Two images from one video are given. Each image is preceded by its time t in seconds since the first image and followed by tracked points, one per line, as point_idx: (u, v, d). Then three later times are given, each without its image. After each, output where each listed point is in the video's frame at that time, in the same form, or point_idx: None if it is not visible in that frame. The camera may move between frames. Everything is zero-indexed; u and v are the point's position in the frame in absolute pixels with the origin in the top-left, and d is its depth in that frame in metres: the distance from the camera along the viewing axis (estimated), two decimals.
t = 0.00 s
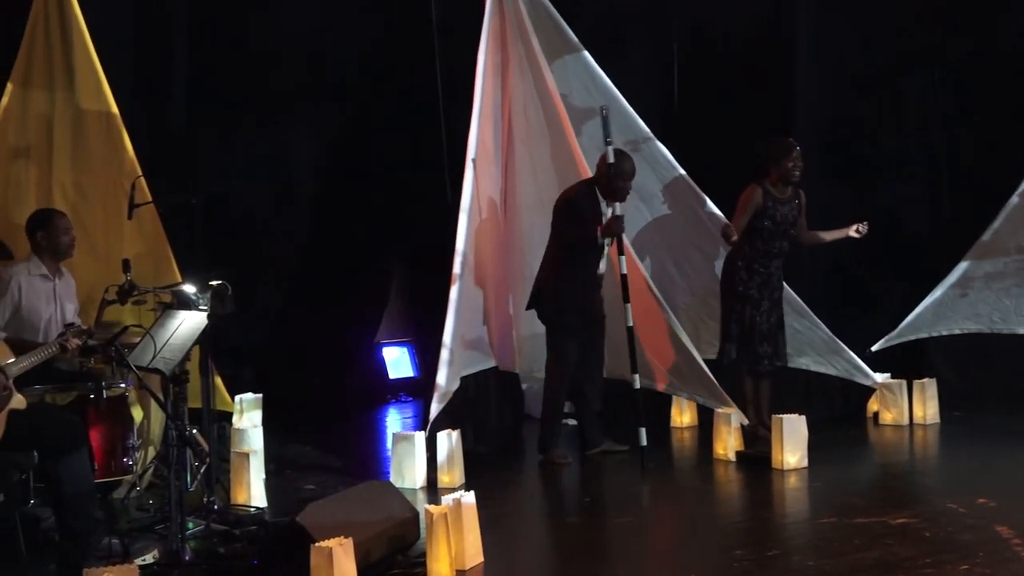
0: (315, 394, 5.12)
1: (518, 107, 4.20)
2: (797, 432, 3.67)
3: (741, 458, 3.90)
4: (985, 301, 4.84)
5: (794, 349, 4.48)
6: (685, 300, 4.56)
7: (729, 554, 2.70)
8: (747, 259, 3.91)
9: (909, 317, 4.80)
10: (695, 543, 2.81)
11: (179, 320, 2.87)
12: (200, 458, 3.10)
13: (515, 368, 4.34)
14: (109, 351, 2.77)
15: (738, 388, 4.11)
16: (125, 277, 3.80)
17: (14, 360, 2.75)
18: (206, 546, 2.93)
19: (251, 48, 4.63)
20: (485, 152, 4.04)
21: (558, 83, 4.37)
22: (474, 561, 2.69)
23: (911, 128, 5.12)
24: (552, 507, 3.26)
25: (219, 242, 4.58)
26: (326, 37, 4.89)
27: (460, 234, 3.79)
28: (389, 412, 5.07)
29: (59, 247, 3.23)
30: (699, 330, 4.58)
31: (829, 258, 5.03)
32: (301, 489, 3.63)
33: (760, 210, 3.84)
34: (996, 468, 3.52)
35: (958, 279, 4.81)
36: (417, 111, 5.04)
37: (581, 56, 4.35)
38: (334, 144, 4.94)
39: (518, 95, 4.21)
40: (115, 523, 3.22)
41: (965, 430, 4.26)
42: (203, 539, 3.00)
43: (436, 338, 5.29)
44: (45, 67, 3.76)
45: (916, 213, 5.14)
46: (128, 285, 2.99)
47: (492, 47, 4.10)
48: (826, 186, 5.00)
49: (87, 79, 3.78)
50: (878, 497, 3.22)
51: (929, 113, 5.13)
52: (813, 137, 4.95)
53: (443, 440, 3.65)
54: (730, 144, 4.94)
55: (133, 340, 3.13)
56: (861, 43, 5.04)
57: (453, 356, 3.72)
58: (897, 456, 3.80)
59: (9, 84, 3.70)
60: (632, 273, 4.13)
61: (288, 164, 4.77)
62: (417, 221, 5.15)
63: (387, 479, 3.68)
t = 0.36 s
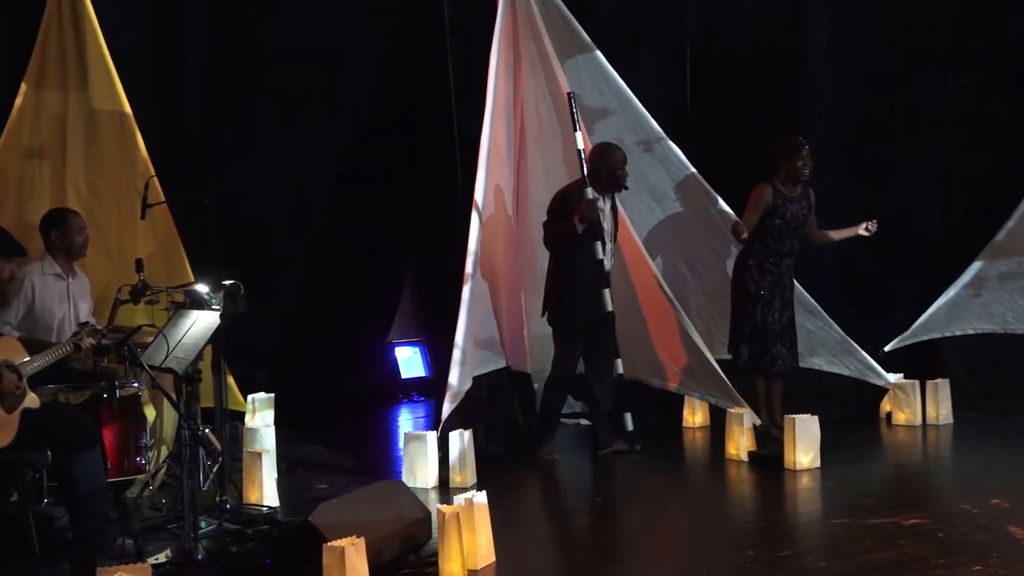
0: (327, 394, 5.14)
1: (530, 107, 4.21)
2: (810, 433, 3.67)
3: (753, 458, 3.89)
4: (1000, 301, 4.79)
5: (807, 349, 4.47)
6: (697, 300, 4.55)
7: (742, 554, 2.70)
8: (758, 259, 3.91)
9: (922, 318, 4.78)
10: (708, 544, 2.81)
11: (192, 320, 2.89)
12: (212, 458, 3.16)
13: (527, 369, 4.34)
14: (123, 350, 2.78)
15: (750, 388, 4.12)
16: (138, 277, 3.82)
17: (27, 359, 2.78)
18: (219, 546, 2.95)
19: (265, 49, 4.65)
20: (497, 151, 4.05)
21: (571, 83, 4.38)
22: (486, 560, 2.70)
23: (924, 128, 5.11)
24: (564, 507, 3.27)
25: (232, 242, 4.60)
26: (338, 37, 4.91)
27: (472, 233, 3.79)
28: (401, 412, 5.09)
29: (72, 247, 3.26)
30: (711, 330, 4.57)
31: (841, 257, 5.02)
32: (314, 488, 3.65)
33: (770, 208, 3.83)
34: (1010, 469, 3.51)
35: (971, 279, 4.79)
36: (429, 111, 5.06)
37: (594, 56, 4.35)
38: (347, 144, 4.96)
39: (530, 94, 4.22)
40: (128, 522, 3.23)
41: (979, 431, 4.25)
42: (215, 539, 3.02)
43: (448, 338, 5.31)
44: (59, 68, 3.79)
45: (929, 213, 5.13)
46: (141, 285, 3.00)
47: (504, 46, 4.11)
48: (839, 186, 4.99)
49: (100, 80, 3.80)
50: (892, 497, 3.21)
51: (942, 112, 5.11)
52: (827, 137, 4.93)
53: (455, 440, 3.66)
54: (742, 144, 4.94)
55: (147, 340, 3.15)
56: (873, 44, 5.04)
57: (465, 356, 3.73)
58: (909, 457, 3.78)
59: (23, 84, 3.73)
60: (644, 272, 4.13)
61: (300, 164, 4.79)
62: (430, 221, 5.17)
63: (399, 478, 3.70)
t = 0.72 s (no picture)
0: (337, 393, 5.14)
1: (538, 107, 4.22)
2: (818, 433, 3.66)
3: (761, 458, 3.88)
4: (1009, 301, 4.81)
5: (815, 349, 4.46)
6: (706, 300, 4.55)
7: (749, 554, 2.70)
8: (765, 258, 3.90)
9: (931, 318, 4.77)
10: (716, 544, 2.81)
11: (201, 320, 2.90)
12: (221, 458, 3.15)
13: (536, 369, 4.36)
14: (131, 350, 2.79)
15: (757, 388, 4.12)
16: (147, 276, 3.84)
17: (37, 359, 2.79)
18: (227, 546, 2.96)
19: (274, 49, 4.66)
20: (506, 151, 4.06)
21: (579, 82, 4.38)
22: (493, 560, 2.70)
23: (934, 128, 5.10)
24: (571, 507, 3.27)
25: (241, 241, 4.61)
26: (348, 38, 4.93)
27: (480, 233, 3.81)
28: (409, 412, 5.10)
29: (81, 247, 3.25)
30: (719, 330, 4.57)
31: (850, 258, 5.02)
32: (322, 488, 3.66)
33: (779, 205, 3.83)
34: (1020, 470, 3.50)
35: (981, 279, 4.78)
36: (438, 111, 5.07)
37: (602, 56, 4.34)
38: (356, 144, 4.96)
39: (538, 94, 4.23)
40: (137, 521, 3.24)
41: (988, 431, 4.23)
42: (224, 538, 3.02)
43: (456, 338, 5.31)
44: (68, 68, 3.81)
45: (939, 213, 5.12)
46: (149, 285, 3.01)
47: (513, 46, 4.12)
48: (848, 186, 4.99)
49: (109, 80, 3.82)
50: (901, 498, 3.21)
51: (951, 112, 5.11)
52: (835, 137, 4.93)
53: (464, 440, 3.66)
54: (750, 143, 4.94)
55: (156, 340, 3.17)
56: (882, 44, 5.04)
57: (473, 356, 3.74)
58: (918, 457, 3.77)
59: (32, 84, 3.75)
60: (651, 274, 4.12)
61: (310, 165, 4.81)
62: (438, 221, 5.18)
63: (407, 477, 3.71)
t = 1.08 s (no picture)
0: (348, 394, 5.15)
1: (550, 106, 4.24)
2: (831, 434, 3.66)
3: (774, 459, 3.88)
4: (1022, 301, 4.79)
5: (828, 349, 4.46)
6: (718, 300, 4.54)
7: (761, 555, 2.70)
8: (782, 256, 3.91)
9: (944, 318, 4.75)
10: (729, 544, 2.81)
11: (213, 320, 2.91)
12: (233, 457, 3.18)
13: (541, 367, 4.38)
14: (144, 349, 2.81)
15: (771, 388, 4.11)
16: (159, 276, 3.86)
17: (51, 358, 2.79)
18: (240, 545, 2.98)
19: (288, 49, 4.68)
20: (517, 150, 4.07)
21: (591, 82, 4.39)
22: (505, 560, 2.71)
23: (948, 127, 5.09)
24: (583, 507, 3.27)
25: (254, 241, 4.63)
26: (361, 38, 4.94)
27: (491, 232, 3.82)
28: (422, 412, 5.11)
29: (96, 247, 3.31)
30: (732, 331, 4.56)
31: (863, 257, 5.00)
32: (335, 488, 3.67)
33: (784, 202, 3.85)
34: None
35: (994, 279, 4.76)
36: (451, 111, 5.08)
37: (613, 56, 4.36)
38: (370, 144, 4.97)
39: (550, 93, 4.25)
40: (149, 521, 3.25)
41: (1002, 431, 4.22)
42: (237, 537, 3.06)
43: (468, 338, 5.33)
44: (81, 68, 3.83)
45: (952, 213, 5.10)
46: (162, 284, 3.02)
47: (525, 46, 4.13)
48: (860, 185, 4.98)
49: (122, 80, 3.85)
50: (914, 498, 3.20)
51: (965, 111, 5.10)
52: (849, 136, 4.91)
53: (475, 440, 3.67)
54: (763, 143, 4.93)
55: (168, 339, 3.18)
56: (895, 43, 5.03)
57: (486, 356, 3.74)
58: (931, 458, 3.76)
59: (46, 85, 3.77)
60: (663, 274, 4.12)
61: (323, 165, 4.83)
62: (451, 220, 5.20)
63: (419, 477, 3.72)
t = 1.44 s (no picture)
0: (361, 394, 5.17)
1: (561, 106, 4.25)
2: (844, 434, 3.65)
3: (787, 459, 3.86)
4: None
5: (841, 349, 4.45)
6: (730, 300, 4.55)
7: (774, 556, 2.69)
8: (800, 255, 3.90)
9: (958, 318, 4.73)
10: (742, 546, 2.80)
11: (226, 319, 2.93)
12: (246, 455, 3.18)
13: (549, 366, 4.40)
14: (158, 349, 2.83)
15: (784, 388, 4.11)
16: (172, 276, 3.88)
17: (65, 358, 2.80)
18: (253, 544, 3.01)
19: (303, 50, 4.71)
20: (529, 150, 4.08)
21: (603, 82, 4.39)
22: (517, 561, 2.72)
23: (961, 127, 5.07)
24: (596, 507, 3.28)
25: (267, 241, 4.66)
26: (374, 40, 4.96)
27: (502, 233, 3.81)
28: (434, 411, 5.13)
29: (109, 246, 3.34)
30: (745, 331, 4.56)
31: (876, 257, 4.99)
32: (348, 487, 3.69)
33: (801, 202, 3.85)
34: None
35: (1009, 279, 4.74)
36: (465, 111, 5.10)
37: (626, 55, 4.35)
38: (383, 145, 5.00)
39: (562, 92, 4.25)
40: (162, 520, 3.28)
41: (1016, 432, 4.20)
42: (250, 536, 3.09)
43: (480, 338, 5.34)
44: (95, 68, 3.85)
45: (966, 212, 5.09)
46: (175, 284, 3.04)
47: (537, 46, 4.13)
48: (873, 185, 4.96)
49: (136, 80, 3.87)
50: (928, 499, 3.19)
51: (979, 111, 5.08)
52: (862, 135, 4.90)
53: (487, 440, 3.68)
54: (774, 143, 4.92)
55: (180, 338, 3.21)
56: (908, 43, 5.02)
57: (498, 356, 3.74)
58: (944, 459, 3.75)
59: (60, 85, 3.79)
60: (676, 274, 4.12)
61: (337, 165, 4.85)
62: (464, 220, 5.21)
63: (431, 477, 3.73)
